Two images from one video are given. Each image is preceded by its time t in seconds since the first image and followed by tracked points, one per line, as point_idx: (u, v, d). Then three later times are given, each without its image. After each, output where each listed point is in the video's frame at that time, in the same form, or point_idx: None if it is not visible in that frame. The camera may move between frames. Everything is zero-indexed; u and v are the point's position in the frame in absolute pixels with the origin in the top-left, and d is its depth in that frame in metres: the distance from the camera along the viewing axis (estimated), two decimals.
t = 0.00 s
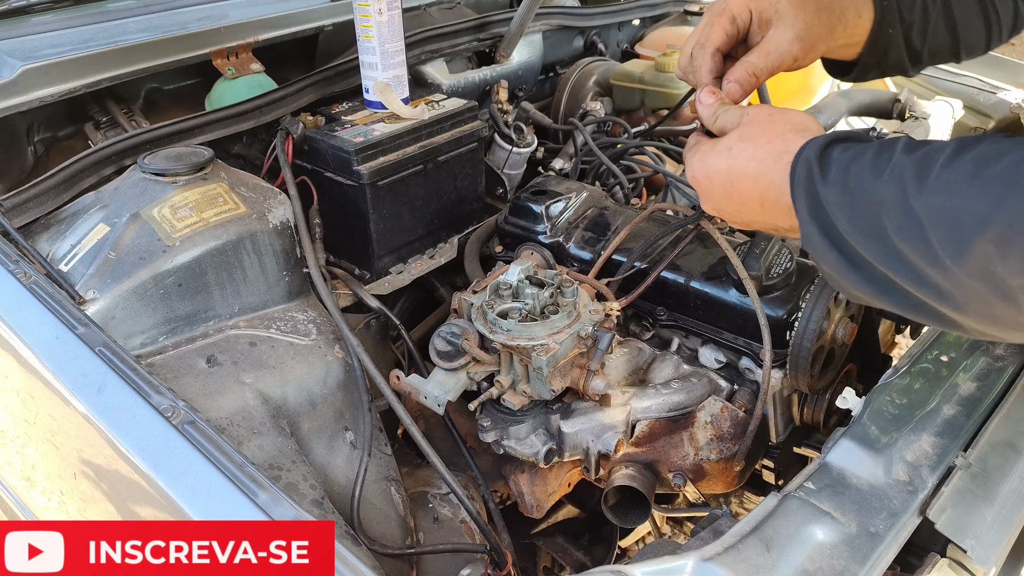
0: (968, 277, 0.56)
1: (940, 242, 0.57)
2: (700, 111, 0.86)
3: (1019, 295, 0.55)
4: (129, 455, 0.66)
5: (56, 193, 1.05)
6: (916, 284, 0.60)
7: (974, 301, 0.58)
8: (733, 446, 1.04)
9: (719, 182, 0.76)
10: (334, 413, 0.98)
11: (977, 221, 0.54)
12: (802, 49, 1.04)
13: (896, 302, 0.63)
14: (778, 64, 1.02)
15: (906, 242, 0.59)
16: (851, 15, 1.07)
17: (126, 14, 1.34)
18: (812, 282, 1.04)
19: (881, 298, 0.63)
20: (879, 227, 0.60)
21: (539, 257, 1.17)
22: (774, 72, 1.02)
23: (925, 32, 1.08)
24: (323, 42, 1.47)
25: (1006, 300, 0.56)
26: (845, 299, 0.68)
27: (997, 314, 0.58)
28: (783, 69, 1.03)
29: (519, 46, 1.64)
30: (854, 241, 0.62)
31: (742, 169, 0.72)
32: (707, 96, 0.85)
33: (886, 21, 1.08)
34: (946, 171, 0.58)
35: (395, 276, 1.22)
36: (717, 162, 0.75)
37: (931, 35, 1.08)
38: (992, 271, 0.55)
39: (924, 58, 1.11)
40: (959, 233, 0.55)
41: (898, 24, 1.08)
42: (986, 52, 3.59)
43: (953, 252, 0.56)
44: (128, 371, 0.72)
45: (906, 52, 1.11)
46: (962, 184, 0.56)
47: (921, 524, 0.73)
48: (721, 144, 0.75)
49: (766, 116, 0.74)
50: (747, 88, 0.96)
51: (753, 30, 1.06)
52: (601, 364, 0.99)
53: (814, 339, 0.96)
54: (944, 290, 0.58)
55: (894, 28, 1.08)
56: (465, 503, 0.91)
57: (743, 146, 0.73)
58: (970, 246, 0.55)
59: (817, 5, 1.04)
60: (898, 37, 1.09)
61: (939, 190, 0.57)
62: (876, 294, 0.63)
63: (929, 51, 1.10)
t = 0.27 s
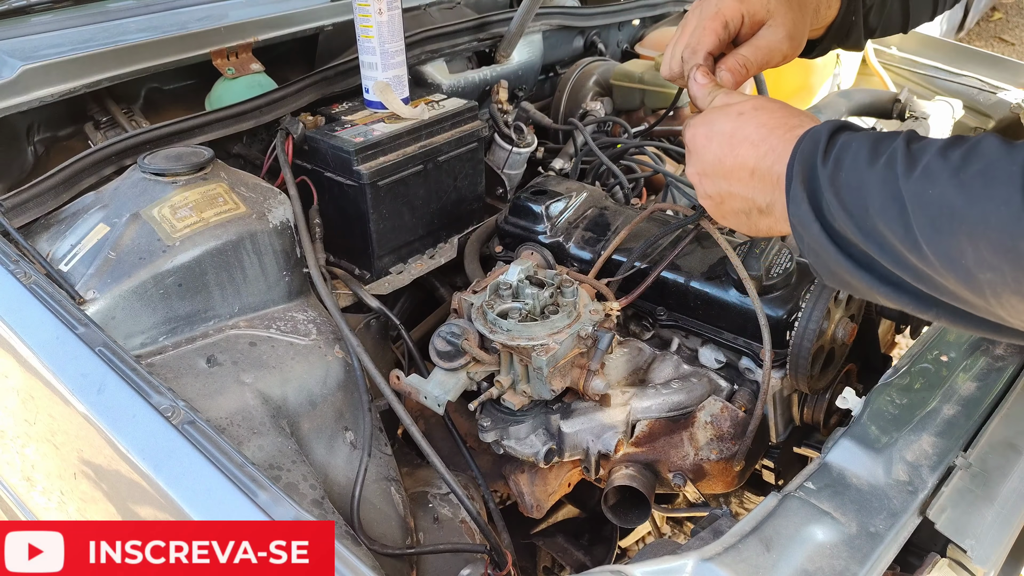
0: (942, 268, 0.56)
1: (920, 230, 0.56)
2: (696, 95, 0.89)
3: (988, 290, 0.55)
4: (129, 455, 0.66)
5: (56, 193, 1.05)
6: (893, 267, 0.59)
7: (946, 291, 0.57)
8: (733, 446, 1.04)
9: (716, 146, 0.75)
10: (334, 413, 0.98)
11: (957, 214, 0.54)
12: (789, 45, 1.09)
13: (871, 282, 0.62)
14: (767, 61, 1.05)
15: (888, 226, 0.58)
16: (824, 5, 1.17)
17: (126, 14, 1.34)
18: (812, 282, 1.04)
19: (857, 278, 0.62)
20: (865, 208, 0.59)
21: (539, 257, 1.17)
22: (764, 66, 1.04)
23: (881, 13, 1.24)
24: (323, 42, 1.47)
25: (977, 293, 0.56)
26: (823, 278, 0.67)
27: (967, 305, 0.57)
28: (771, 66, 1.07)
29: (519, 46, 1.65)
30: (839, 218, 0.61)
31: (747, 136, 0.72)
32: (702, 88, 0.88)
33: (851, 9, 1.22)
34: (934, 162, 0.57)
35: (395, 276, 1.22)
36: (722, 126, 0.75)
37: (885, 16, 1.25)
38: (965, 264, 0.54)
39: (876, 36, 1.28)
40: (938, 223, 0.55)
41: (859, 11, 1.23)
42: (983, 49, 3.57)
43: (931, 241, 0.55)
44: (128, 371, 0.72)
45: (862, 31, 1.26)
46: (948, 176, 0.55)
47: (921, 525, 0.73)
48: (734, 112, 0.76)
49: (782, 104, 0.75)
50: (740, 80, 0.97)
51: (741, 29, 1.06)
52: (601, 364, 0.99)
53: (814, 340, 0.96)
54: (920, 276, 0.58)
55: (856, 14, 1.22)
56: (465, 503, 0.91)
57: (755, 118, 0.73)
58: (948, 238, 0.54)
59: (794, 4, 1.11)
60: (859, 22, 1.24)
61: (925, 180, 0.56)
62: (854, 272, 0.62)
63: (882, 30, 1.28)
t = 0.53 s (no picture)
0: (941, 265, 0.57)
1: (922, 227, 0.57)
2: (698, 88, 0.93)
3: (985, 288, 0.56)
4: (129, 455, 0.66)
5: (56, 193, 1.05)
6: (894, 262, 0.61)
7: (945, 287, 0.59)
8: (733, 446, 1.04)
9: (723, 132, 0.76)
10: (334, 413, 0.98)
11: (957, 213, 0.55)
12: (789, 35, 1.10)
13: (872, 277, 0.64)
14: (766, 54, 1.08)
15: (891, 222, 0.59)
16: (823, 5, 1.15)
17: (126, 14, 1.34)
18: (812, 282, 1.04)
19: (859, 272, 0.64)
20: (869, 205, 0.61)
21: (539, 257, 1.17)
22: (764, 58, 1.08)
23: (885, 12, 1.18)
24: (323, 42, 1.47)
25: (974, 291, 0.57)
26: (826, 270, 0.68)
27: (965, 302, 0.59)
28: (773, 58, 1.09)
29: (519, 46, 1.65)
30: (844, 214, 0.62)
31: (759, 124, 0.73)
32: (703, 73, 0.92)
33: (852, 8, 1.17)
34: (938, 161, 0.58)
35: (395, 276, 1.22)
36: (732, 113, 0.76)
37: (890, 16, 1.18)
38: (963, 262, 0.56)
39: (883, 36, 1.22)
40: (939, 221, 0.56)
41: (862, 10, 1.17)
42: (983, 49, 3.56)
43: (932, 238, 0.57)
44: (128, 371, 0.72)
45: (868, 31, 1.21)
46: (950, 176, 0.57)
47: (921, 524, 0.73)
48: (745, 102, 0.77)
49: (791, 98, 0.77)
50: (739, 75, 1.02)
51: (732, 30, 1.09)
52: (601, 364, 0.99)
53: (814, 340, 0.96)
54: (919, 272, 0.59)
55: (859, 14, 1.17)
56: (465, 503, 0.91)
57: (766, 109, 0.75)
58: (947, 236, 0.56)
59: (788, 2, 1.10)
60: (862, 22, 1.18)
61: (928, 179, 0.58)
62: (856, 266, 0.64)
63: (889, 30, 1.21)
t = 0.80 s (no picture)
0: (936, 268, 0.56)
1: (919, 229, 0.56)
2: (699, 96, 0.88)
3: (977, 291, 0.55)
4: (129, 455, 0.66)
5: (56, 193, 1.05)
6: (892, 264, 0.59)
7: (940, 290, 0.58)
8: (733, 446, 1.04)
9: (729, 134, 0.74)
10: (334, 413, 0.98)
11: (952, 217, 0.54)
12: (795, 50, 1.06)
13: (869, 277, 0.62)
14: (769, 67, 1.05)
15: (889, 225, 0.58)
16: (838, 24, 1.11)
17: (126, 14, 1.34)
18: (811, 282, 1.04)
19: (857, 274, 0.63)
20: (868, 208, 0.59)
21: (539, 257, 1.17)
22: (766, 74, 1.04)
23: (910, 26, 1.13)
24: (323, 42, 1.47)
25: (968, 293, 0.56)
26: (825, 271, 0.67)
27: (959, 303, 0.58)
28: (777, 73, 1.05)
29: (519, 46, 1.65)
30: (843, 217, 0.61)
31: (767, 126, 0.72)
32: (703, 80, 0.87)
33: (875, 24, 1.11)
34: (937, 164, 0.57)
35: (395, 276, 1.22)
36: (741, 115, 0.75)
37: (917, 31, 1.13)
38: (956, 265, 0.55)
39: (910, 52, 1.16)
40: (936, 224, 0.55)
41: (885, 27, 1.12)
42: (983, 49, 3.56)
43: (929, 241, 0.56)
44: (128, 372, 0.72)
45: (894, 47, 1.15)
46: (947, 178, 0.56)
47: (921, 524, 0.73)
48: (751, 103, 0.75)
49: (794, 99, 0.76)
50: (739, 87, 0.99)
51: (737, 46, 1.07)
52: (601, 364, 0.99)
53: (814, 340, 0.96)
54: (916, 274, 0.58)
55: (882, 30, 1.12)
56: (465, 503, 0.91)
57: (774, 111, 0.74)
58: (943, 240, 0.55)
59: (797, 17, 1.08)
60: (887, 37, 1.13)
61: (926, 181, 0.56)
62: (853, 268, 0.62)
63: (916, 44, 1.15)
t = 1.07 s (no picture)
0: (915, 259, 0.57)
1: (899, 222, 0.57)
2: (682, 91, 0.92)
3: (954, 282, 0.56)
4: (129, 455, 0.66)
5: (56, 193, 1.05)
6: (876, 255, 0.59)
7: (920, 280, 0.58)
8: (733, 446, 1.04)
9: (717, 129, 0.73)
10: (334, 413, 0.98)
11: (931, 210, 0.55)
12: (787, 49, 1.06)
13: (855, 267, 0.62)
14: (759, 68, 1.05)
15: (873, 217, 0.58)
16: (838, 24, 1.09)
17: (126, 14, 1.34)
18: (811, 282, 1.04)
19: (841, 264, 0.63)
20: (854, 199, 0.59)
21: (539, 257, 1.17)
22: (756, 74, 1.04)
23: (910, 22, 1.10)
24: (323, 42, 1.47)
25: (944, 284, 0.57)
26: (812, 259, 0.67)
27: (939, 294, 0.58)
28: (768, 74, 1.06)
29: (519, 46, 1.65)
30: (830, 209, 0.61)
31: (753, 118, 0.71)
32: (685, 77, 0.91)
33: (873, 22, 1.09)
34: (920, 157, 0.57)
35: (395, 276, 1.22)
36: (727, 108, 0.73)
37: (919, 27, 1.10)
38: (933, 257, 0.55)
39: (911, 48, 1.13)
40: (916, 216, 0.56)
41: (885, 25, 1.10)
42: (983, 49, 3.56)
43: (908, 233, 0.56)
44: (128, 372, 0.72)
45: (896, 45, 1.12)
46: (927, 171, 0.56)
47: (921, 524, 0.73)
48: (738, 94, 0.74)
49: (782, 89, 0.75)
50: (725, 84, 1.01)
51: (731, 45, 1.08)
52: (601, 364, 0.99)
53: (814, 340, 0.96)
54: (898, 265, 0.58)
55: (883, 28, 1.10)
56: (465, 503, 0.91)
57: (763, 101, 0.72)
58: (923, 233, 0.55)
59: (792, 19, 1.08)
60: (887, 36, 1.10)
61: (909, 174, 0.56)
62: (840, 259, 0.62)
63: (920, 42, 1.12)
